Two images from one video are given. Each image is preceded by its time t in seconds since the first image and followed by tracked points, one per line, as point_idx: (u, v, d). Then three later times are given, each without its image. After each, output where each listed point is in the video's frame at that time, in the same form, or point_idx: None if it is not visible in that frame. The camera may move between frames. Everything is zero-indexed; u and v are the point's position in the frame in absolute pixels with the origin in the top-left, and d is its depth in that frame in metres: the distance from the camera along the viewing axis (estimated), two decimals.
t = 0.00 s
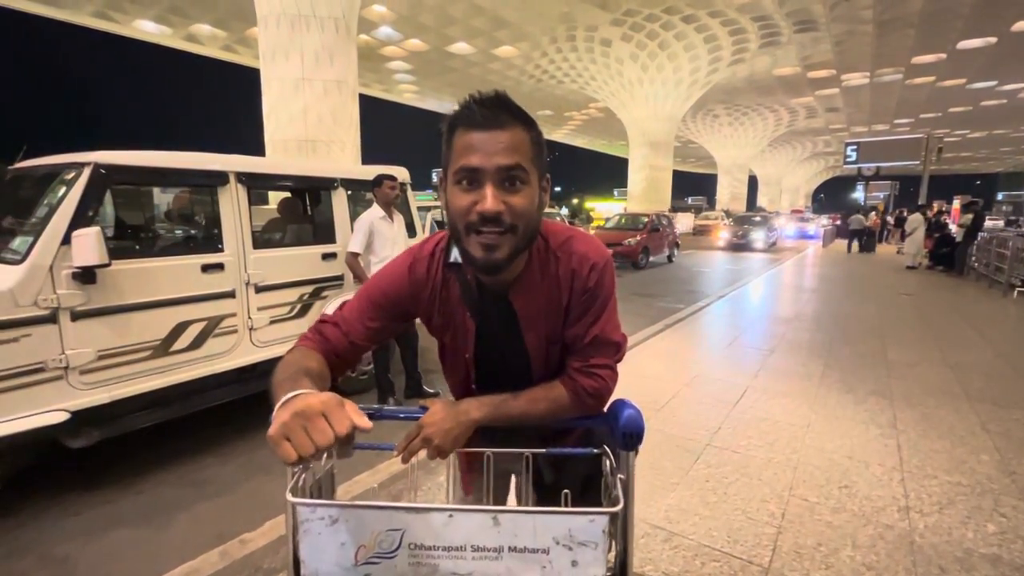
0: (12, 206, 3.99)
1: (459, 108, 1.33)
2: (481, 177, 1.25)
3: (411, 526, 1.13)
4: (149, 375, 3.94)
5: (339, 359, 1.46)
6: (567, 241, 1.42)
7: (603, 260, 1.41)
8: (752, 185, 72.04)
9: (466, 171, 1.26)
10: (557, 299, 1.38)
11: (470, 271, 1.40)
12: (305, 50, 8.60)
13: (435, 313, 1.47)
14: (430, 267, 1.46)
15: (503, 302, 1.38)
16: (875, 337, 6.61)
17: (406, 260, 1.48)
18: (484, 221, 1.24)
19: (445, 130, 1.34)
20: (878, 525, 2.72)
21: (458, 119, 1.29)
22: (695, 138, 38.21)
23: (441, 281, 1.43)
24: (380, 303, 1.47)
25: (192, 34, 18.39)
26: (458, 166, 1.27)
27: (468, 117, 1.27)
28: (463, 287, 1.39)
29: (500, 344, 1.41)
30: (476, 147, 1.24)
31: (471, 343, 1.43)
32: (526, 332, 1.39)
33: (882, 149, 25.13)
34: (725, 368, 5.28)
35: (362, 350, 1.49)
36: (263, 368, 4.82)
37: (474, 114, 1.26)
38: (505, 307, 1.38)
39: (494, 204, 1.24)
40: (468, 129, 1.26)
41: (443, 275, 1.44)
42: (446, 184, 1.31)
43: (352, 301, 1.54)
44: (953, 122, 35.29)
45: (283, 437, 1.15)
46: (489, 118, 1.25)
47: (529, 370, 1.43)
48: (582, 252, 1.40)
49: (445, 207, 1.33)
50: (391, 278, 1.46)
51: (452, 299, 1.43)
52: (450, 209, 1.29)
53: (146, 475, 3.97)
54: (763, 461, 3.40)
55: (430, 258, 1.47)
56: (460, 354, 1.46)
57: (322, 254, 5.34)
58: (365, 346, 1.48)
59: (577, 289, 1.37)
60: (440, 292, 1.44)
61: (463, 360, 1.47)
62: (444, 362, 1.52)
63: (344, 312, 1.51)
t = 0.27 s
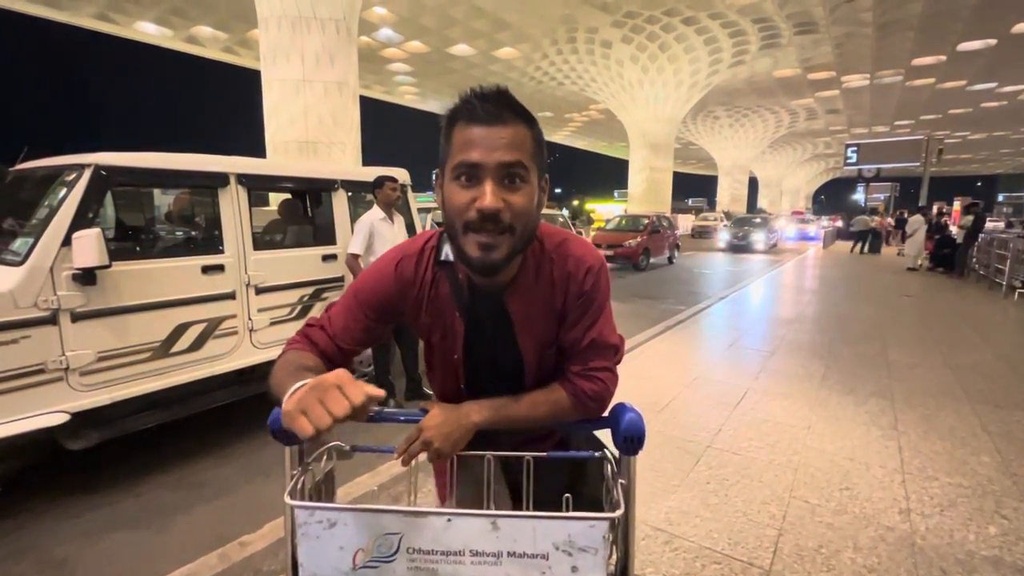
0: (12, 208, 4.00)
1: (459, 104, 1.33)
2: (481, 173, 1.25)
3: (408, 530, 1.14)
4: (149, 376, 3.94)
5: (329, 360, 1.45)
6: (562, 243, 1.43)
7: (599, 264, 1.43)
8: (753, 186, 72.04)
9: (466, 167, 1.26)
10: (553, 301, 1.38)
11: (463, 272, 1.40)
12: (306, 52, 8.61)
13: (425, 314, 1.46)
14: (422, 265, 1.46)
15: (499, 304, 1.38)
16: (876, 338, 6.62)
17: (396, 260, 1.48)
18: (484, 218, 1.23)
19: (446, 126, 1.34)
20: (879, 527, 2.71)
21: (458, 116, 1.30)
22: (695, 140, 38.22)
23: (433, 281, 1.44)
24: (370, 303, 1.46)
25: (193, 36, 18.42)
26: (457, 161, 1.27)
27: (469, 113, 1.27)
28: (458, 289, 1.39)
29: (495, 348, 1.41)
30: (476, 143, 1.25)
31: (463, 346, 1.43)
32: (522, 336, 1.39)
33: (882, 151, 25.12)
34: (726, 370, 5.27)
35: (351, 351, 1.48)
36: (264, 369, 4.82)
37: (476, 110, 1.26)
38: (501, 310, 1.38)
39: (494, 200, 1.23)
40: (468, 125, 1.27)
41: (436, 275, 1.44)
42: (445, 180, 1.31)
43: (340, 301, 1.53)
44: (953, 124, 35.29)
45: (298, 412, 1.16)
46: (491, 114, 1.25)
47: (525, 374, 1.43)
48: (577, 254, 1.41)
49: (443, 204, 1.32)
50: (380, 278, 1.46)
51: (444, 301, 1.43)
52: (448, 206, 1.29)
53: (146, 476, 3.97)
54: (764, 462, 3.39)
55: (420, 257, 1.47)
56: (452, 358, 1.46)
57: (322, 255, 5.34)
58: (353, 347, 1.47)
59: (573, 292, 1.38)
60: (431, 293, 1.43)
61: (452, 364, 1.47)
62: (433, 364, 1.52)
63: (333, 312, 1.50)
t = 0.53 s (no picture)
0: (11, 210, 4.00)
1: (465, 114, 1.34)
2: (486, 186, 1.25)
3: (408, 535, 1.14)
4: (148, 377, 3.94)
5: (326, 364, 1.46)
6: (563, 246, 1.44)
7: (599, 268, 1.45)
8: (751, 189, 72.25)
9: (470, 179, 1.26)
10: (553, 307, 1.40)
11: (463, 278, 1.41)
12: (305, 54, 8.61)
13: (423, 319, 1.47)
14: (420, 270, 1.47)
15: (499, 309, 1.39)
16: (874, 340, 6.64)
17: (393, 265, 1.48)
18: (486, 232, 1.24)
19: (451, 134, 1.34)
20: (878, 527, 2.72)
21: (464, 128, 1.30)
22: (694, 141, 38.26)
23: (432, 285, 1.45)
24: (368, 309, 1.46)
25: (192, 37, 18.40)
26: (461, 173, 1.27)
27: (475, 125, 1.27)
28: (458, 294, 1.40)
29: (494, 353, 1.41)
30: (482, 156, 1.25)
31: (461, 351, 1.44)
32: (522, 340, 1.40)
33: (880, 152, 25.18)
34: (726, 371, 5.28)
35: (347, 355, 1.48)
36: (264, 371, 4.82)
37: (482, 123, 1.27)
38: (502, 315, 1.38)
39: (496, 215, 1.24)
40: (474, 137, 1.27)
41: (435, 279, 1.45)
42: (448, 191, 1.31)
43: (336, 303, 1.53)
44: (951, 125, 35.36)
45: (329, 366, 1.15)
46: (498, 126, 1.25)
47: (526, 378, 1.43)
48: (577, 258, 1.43)
49: (445, 215, 1.33)
50: (378, 284, 1.47)
51: (443, 307, 1.44)
52: (451, 218, 1.29)
53: (145, 479, 3.96)
54: (762, 463, 3.41)
55: (419, 261, 1.48)
56: (451, 363, 1.47)
57: (322, 257, 5.35)
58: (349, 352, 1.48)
59: (573, 296, 1.39)
60: (429, 298, 1.45)
61: (451, 369, 1.48)
62: (429, 370, 1.52)
63: (329, 316, 1.50)
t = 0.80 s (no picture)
0: (5, 210, 3.97)
1: (467, 125, 1.33)
2: (490, 202, 1.26)
3: (409, 538, 1.15)
4: (145, 379, 3.92)
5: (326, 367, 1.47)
6: (564, 250, 1.46)
7: (601, 271, 1.47)
8: (746, 190, 72.54)
9: (473, 195, 1.26)
10: (556, 311, 1.42)
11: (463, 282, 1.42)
12: (301, 54, 8.59)
13: (424, 325, 1.48)
14: (420, 274, 1.47)
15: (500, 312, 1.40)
16: (869, 341, 6.68)
17: (392, 271, 1.49)
18: (491, 248, 1.24)
19: (453, 144, 1.34)
20: (874, 527, 2.75)
21: (466, 139, 1.30)
22: (689, 142, 38.39)
23: (433, 289, 1.46)
24: (368, 315, 1.46)
25: (187, 36, 18.32)
26: (464, 188, 1.27)
27: (478, 138, 1.27)
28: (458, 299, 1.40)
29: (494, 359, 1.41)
30: (485, 171, 1.26)
31: (462, 354, 1.45)
32: (523, 343, 1.41)
33: (873, 154, 25.32)
34: (722, 372, 5.31)
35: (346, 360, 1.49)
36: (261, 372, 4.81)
37: (485, 135, 1.27)
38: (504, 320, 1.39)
39: (500, 232, 1.25)
40: (477, 150, 1.27)
41: (436, 283, 1.46)
42: (450, 204, 1.31)
43: (334, 305, 1.53)
44: (943, 127, 35.60)
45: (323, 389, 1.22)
46: (503, 141, 1.25)
47: (529, 382, 1.44)
48: (579, 262, 1.45)
49: (447, 226, 1.33)
50: (378, 289, 1.47)
51: (444, 310, 1.45)
52: (454, 232, 1.30)
53: (142, 481, 3.95)
54: (759, 463, 3.43)
55: (419, 266, 1.48)
56: (452, 367, 1.48)
57: (319, 258, 5.35)
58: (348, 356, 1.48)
59: (575, 300, 1.41)
60: (430, 302, 1.46)
61: (452, 373, 1.49)
62: (430, 373, 1.53)
63: (327, 318, 1.50)
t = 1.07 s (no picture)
0: None
1: (472, 119, 1.34)
2: (509, 191, 1.27)
3: (406, 543, 1.16)
4: (136, 381, 3.90)
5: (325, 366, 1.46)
6: (566, 251, 1.47)
7: (602, 274, 1.48)
8: (737, 192, 72.99)
9: (492, 184, 1.27)
10: (555, 315, 1.43)
11: (463, 286, 1.42)
12: (294, 54, 8.55)
13: (422, 327, 1.48)
14: (418, 275, 1.48)
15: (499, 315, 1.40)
16: (859, 341, 6.76)
17: (390, 271, 1.49)
18: (515, 235, 1.25)
19: (459, 139, 1.35)
20: (866, 525, 2.79)
21: (475, 132, 1.31)
22: (681, 144, 38.54)
23: (431, 293, 1.46)
24: (366, 316, 1.47)
25: (177, 36, 18.17)
26: (480, 178, 1.28)
27: (490, 129, 1.29)
28: (459, 302, 1.42)
29: (491, 359, 1.43)
30: (500, 161, 1.27)
31: (460, 358, 1.45)
32: (521, 345, 1.42)
33: (863, 156, 25.55)
34: (714, 373, 5.35)
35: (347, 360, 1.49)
36: (254, 373, 4.80)
37: (496, 127, 1.28)
38: (504, 320, 1.40)
39: (523, 220, 1.26)
40: (489, 141, 1.29)
41: (435, 285, 1.46)
42: (463, 197, 1.32)
43: (332, 308, 1.53)
44: (931, 131, 36.00)
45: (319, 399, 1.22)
46: (515, 131, 1.28)
47: (524, 383, 1.46)
48: (581, 264, 1.46)
49: (459, 221, 1.34)
50: (378, 289, 1.47)
51: (442, 314, 1.45)
52: (469, 224, 1.30)
53: (134, 483, 3.93)
54: (752, 462, 3.47)
55: (417, 267, 1.49)
56: (450, 369, 1.48)
57: (313, 259, 5.33)
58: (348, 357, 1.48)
59: (575, 304, 1.42)
60: (429, 303, 1.46)
61: (451, 374, 1.50)
62: (426, 375, 1.53)
63: (326, 321, 1.50)
